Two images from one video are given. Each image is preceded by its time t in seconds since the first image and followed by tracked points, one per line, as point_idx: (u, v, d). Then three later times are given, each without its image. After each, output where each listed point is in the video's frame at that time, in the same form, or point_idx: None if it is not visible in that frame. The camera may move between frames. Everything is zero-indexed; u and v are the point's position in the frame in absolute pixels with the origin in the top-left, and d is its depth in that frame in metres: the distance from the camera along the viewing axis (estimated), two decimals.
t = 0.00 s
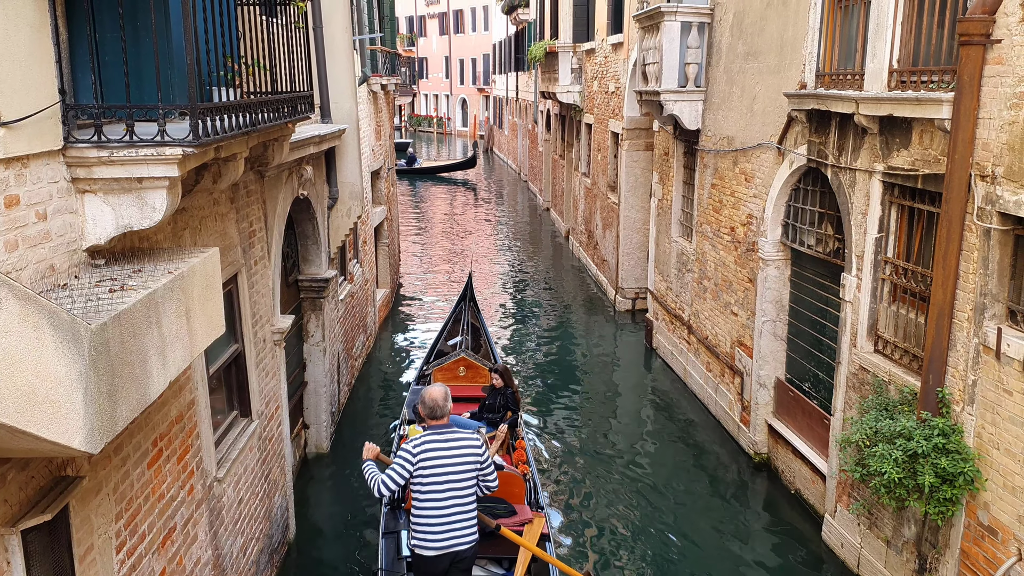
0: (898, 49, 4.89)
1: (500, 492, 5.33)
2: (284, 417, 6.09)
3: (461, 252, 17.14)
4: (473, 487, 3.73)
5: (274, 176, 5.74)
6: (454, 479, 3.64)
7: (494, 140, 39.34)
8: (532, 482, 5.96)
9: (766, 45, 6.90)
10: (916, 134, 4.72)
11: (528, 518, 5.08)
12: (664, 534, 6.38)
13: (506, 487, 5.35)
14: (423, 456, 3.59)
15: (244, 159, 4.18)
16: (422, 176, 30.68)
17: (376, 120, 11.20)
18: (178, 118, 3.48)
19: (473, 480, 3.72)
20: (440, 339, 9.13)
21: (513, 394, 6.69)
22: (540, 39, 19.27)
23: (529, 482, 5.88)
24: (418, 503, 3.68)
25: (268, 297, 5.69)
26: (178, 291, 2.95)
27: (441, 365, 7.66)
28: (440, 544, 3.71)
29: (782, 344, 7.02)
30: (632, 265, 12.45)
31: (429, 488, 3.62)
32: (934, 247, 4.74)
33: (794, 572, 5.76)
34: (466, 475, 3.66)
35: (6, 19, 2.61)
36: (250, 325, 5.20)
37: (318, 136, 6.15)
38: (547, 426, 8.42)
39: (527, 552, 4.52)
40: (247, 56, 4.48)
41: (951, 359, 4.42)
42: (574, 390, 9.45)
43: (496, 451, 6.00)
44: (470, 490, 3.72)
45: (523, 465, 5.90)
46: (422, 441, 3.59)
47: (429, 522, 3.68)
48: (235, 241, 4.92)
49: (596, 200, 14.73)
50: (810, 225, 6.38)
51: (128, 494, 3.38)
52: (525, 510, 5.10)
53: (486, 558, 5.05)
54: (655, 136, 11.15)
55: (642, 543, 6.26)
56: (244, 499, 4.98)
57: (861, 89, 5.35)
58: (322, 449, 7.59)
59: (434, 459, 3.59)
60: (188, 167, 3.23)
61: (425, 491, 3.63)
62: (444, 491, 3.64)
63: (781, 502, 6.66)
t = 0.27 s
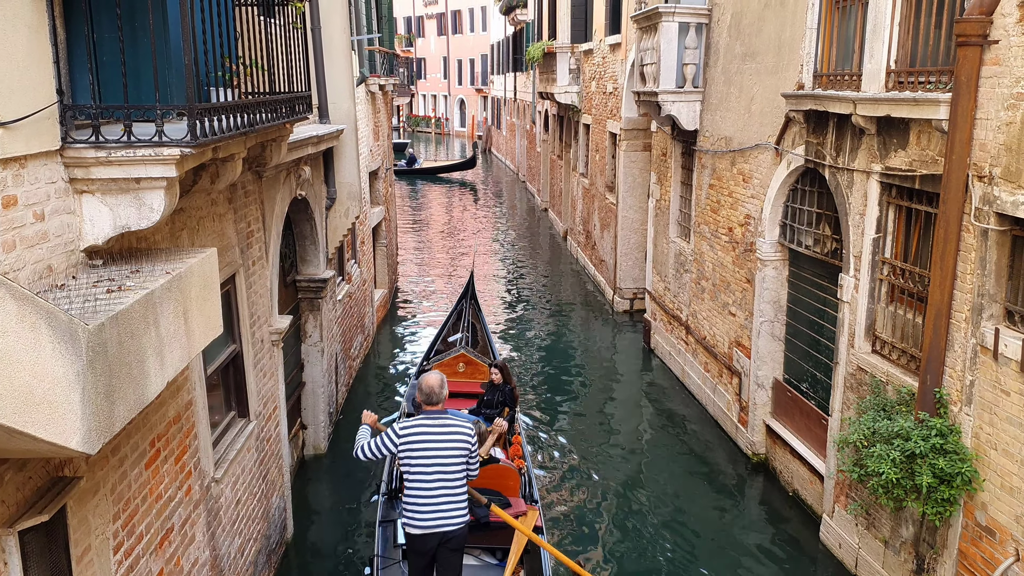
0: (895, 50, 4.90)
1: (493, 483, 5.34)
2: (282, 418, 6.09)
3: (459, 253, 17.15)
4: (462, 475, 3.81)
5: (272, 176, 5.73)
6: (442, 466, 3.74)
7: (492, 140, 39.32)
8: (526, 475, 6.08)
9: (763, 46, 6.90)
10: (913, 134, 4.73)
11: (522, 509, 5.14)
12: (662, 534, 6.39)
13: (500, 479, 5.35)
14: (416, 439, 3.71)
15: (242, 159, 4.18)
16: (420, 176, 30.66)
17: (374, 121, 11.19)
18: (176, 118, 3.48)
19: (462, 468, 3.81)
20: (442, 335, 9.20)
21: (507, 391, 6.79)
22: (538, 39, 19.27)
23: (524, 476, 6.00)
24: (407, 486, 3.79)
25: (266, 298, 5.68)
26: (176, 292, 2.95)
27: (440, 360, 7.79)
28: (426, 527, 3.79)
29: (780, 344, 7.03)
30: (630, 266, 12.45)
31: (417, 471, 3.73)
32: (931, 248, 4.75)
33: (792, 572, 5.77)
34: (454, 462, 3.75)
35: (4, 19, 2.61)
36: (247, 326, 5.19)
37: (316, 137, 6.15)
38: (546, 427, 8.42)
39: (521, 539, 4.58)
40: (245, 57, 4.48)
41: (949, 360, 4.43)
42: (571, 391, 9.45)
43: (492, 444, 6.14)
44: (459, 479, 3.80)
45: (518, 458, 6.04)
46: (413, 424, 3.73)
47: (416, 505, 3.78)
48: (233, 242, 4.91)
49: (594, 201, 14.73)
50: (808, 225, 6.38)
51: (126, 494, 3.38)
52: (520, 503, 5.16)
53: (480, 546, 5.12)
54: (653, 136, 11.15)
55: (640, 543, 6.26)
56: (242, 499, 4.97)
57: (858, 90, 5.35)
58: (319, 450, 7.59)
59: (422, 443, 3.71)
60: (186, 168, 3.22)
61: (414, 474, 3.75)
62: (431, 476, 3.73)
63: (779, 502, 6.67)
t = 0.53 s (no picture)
0: (889, 52, 4.91)
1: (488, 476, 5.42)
2: (277, 420, 6.07)
3: (455, 254, 17.15)
4: (448, 459, 4.02)
5: (267, 178, 5.72)
6: (427, 448, 3.95)
7: (488, 142, 39.32)
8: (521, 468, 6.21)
9: (758, 47, 6.91)
10: (908, 136, 4.74)
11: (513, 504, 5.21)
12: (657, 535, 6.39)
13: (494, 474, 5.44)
14: (409, 421, 3.94)
15: (237, 160, 4.17)
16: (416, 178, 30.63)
17: (370, 122, 11.18)
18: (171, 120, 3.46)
19: (448, 452, 4.02)
20: (439, 333, 9.26)
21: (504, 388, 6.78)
22: (534, 41, 19.30)
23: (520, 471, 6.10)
24: (395, 465, 4.05)
25: (261, 299, 5.67)
26: (171, 294, 2.94)
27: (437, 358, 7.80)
28: (409, 505, 4.04)
29: (775, 346, 7.04)
30: (625, 267, 12.46)
31: (404, 451, 3.97)
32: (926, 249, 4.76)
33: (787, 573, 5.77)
34: (439, 446, 3.96)
35: None
36: (242, 327, 5.18)
37: (312, 138, 6.14)
38: (541, 428, 8.44)
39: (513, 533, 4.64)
40: (240, 58, 4.47)
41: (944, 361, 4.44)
42: (567, 392, 9.47)
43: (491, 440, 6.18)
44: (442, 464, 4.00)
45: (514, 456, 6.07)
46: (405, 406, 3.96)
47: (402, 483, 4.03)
48: (228, 244, 4.90)
49: (589, 202, 14.73)
50: (803, 226, 6.40)
51: (121, 496, 3.37)
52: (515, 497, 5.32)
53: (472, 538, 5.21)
54: (648, 138, 11.16)
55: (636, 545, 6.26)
56: (237, 501, 4.96)
57: (853, 91, 5.36)
58: (315, 452, 7.57)
59: (411, 426, 3.94)
60: (181, 169, 3.21)
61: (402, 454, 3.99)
62: (416, 455, 3.97)
63: (774, 503, 6.67)
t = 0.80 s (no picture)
0: (887, 53, 4.92)
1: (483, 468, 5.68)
2: (274, 420, 6.06)
3: (452, 255, 17.16)
4: (435, 439, 4.31)
5: (265, 178, 5.72)
6: (415, 428, 4.25)
7: (486, 143, 39.31)
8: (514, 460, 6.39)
9: (757, 48, 6.91)
10: (906, 136, 4.74)
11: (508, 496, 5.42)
12: (655, 536, 6.39)
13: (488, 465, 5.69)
14: (398, 403, 4.24)
15: (234, 160, 4.16)
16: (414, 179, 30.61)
17: (368, 123, 11.18)
18: (168, 120, 3.46)
19: (435, 433, 4.31)
20: (438, 331, 9.31)
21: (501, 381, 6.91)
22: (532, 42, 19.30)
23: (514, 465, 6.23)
24: (386, 444, 4.36)
25: (258, 300, 5.66)
26: (167, 294, 2.93)
27: (436, 356, 7.82)
28: (398, 482, 4.34)
29: (773, 346, 7.04)
30: (623, 268, 12.46)
31: (395, 431, 4.28)
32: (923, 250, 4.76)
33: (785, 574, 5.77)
34: (425, 426, 4.26)
35: None
36: (240, 328, 5.17)
37: (310, 139, 6.14)
38: (539, 428, 8.44)
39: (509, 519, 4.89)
40: (237, 59, 4.47)
41: (941, 362, 4.44)
42: (565, 392, 9.47)
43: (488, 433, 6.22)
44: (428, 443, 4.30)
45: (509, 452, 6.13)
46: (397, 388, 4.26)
47: (392, 461, 4.34)
48: (226, 244, 4.89)
49: (587, 203, 14.73)
50: (801, 227, 6.40)
51: (117, 497, 3.36)
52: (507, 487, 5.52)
53: (465, 528, 5.37)
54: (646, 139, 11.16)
55: (633, 545, 6.27)
56: (234, 502, 4.95)
57: (851, 92, 5.37)
58: (312, 453, 7.56)
59: (401, 407, 4.24)
60: (178, 169, 3.20)
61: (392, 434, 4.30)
62: (404, 435, 4.27)
63: (772, 504, 6.67)
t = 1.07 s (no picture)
0: (887, 53, 4.91)
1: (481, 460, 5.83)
2: (274, 419, 6.06)
3: (453, 254, 17.17)
4: (422, 421, 4.60)
5: (265, 178, 5.73)
6: (405, 409, 4.54)
7: (486, 142, 39.31)
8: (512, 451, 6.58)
9: (757, 48, 6.91)
10: (906, 136, 4.74)
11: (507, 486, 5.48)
12: (654, 535, 6.39)
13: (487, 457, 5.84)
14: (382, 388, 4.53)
15: (234, 159, 4.16)
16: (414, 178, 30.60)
17: (368, 122, 11.18)
18: (168, 119, 3.46)
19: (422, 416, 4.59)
20: (438, 327, 9.38)
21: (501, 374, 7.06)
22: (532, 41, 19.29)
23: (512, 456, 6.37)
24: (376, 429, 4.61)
25: (258, 299, 5.66)
26: (168, 293, 2.93)
27: (435, 350, 7.89)
28: (390, 464, 4.58)
29: (773, 346, 7.04)
30: (623, 267, 12.46)
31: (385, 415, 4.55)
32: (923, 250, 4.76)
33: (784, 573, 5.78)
34: (415, 408, 4.54)
35: None
36: (240, 327, 5.17)
37: (310, 138, 6.14)
38: (539, 427, 8.45)
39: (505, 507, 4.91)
40: (237, 58, 4.47)
41: (941, 361, 4.44)
42: (564, 391, 9.48)
43: (486, 423, 6.38)
44: (417, 425, 4.58)
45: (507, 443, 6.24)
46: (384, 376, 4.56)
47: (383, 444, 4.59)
48: (226, 243, 4.89)
49: (588, 203, 14.73)
50: (800, 226, 6.41)
51: (117, 496, 3.36)
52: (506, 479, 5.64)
53: (463, 516, 5.42)
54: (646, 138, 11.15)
55: (633, 544, 6.27)
56: (234, 501, 4.95)
57: (851, 92, 5.37)
58: (312, 452, 7.56)
59: (390, 391, 4.53)
60: (178, 168, 3.20)
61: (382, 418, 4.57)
62: (395, 418, 4.54)
63: (772, 504, 6.68)
